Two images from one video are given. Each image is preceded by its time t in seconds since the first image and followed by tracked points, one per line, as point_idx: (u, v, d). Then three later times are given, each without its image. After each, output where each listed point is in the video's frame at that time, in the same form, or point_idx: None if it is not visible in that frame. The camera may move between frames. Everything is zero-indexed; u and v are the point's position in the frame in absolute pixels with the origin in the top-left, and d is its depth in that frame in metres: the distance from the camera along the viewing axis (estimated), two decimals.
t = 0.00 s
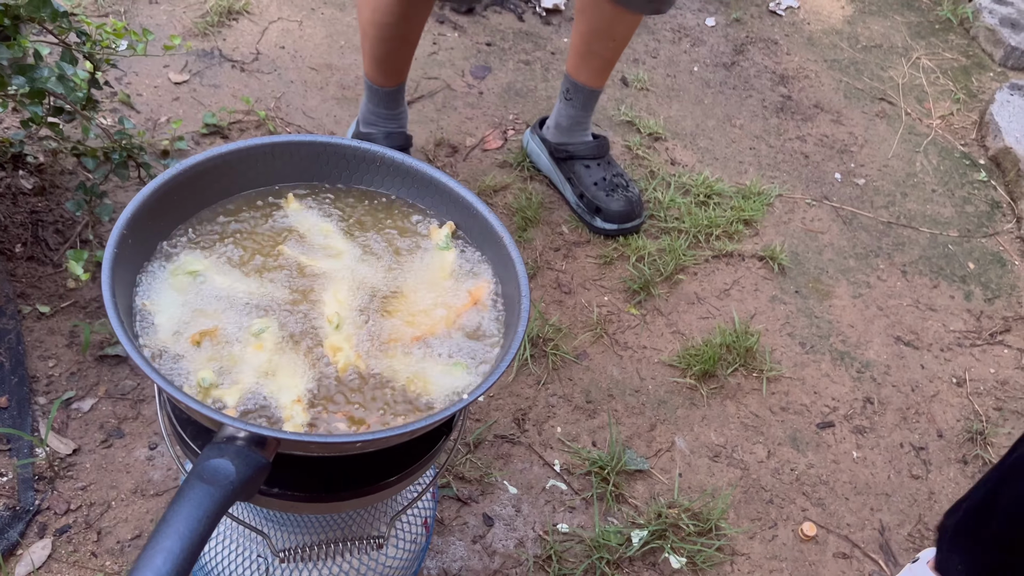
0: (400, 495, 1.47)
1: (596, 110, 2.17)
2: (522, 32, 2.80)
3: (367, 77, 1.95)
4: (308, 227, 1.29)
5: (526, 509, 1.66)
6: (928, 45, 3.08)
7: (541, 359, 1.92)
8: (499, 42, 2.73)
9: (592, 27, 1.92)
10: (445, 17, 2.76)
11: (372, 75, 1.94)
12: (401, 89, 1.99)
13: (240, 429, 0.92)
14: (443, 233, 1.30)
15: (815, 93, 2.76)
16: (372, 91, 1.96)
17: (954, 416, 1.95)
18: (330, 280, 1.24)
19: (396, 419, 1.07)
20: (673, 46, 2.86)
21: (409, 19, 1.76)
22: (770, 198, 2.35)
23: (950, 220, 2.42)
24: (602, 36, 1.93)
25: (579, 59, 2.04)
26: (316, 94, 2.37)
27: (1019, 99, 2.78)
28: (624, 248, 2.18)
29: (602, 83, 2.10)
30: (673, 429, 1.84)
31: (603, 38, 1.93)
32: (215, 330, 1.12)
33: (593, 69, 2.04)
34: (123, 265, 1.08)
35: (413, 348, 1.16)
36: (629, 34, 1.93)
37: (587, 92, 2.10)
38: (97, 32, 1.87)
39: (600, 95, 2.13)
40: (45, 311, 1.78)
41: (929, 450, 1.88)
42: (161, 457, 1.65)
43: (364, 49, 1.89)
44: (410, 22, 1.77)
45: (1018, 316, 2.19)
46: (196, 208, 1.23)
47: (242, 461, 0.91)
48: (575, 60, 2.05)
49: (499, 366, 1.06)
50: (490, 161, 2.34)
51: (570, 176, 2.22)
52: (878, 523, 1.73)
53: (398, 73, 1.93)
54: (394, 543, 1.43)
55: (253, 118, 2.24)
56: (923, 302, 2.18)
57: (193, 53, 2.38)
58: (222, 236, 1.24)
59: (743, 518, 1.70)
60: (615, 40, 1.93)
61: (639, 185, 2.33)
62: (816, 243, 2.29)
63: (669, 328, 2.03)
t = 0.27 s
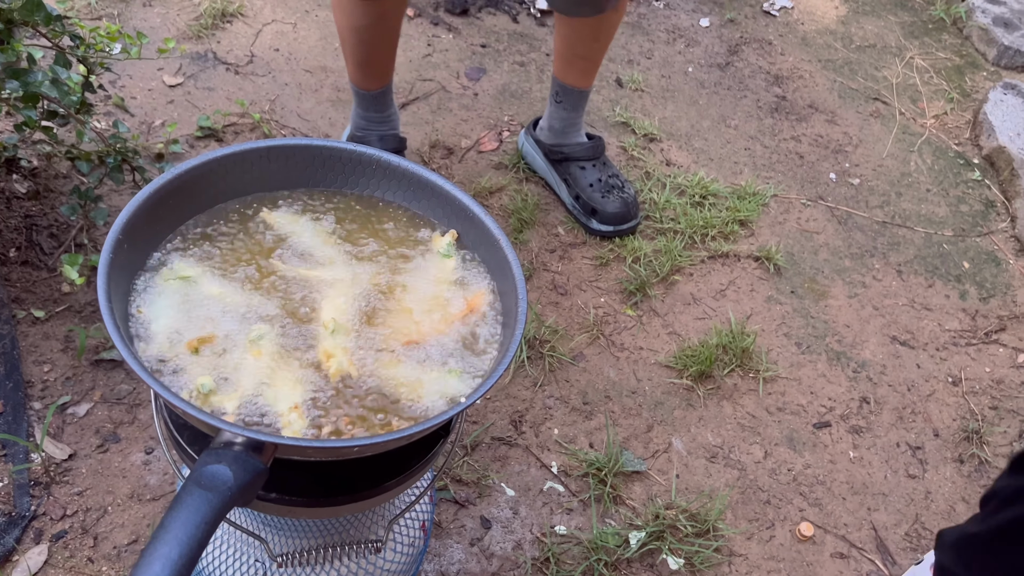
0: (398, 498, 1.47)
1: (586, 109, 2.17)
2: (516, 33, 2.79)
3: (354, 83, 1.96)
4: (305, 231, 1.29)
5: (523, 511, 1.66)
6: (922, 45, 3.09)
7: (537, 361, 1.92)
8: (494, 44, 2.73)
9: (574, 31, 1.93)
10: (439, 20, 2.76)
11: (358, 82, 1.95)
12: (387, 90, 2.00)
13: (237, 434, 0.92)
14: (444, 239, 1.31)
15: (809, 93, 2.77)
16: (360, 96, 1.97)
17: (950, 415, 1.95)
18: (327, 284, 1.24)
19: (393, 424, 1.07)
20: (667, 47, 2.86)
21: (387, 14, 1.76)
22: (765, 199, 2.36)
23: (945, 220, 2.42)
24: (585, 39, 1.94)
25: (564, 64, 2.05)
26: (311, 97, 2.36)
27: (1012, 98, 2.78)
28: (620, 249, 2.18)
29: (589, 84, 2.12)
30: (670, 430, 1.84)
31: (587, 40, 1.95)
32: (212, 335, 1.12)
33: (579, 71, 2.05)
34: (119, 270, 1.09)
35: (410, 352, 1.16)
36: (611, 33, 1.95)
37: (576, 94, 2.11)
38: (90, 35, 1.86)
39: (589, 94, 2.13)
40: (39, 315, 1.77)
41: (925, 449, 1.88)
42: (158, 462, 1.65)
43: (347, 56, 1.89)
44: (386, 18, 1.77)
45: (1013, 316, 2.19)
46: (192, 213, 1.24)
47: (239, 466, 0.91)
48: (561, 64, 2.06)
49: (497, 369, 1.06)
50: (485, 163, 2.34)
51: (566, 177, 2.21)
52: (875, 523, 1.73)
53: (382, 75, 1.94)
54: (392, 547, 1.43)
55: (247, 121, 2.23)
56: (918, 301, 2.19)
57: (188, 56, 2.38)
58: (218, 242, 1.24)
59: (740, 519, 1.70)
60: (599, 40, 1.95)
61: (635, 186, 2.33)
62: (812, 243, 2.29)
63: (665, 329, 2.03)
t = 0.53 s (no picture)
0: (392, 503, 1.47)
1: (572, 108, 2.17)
2: (508, 34, 2.79)
3: (339, 85, 1.96)
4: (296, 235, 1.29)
5: (517, 513, 1.66)
6: (912, 44, 3.10)
7: (530, 362, 1.91)
8: (485, 45, 2.73)
9: (554, 33, 1.93)
10: (431, 21, 2.76)
11: (341, 83, 1.95)
12: (371, 88, 1.99)
13: (229, 439, 0.92)
14: (439, 243, 1.30)
15: (800, 93, 2.77)
16: (346, 96, 1.97)
17: (943, 414, 1.96)
18: (320, 287, 1.23)
19: (386, 427, 1.06)
20: (658, 47, 2.86)
21: (363, 10, 1.75)
22: (756, 199, 2.36)
23: (936, 218, 2.43)
24: (567, 38, 1.93)
25: (547, 65, 2.04)
26: (302, 99, 2.36)
27: (1002, 97, 2.79)
28: (613, 250, 2.18)
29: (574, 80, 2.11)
30: (663, 431, 1.84)
31: (569, 39, 1.94)
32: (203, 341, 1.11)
33: (563, 70, 2.04)
34: (109, 276, 1.09)
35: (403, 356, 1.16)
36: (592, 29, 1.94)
37: (562, 94, 2.10)
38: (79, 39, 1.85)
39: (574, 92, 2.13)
40: (30, 321, 1.76)
41: (918, 448, 1.89)
42: (150, 467, 1.64)
43: (328, 58, 1.89)
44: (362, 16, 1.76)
45: (1004, 314, 2.20)
46: (183, 217, 1.24)
47: (231, 472, 0.91)
48: (542, 66, 2.06)
49: (489, 372, 1.06)
50: (477, 164, 2.34)
51: (560, 181, 2.21)
52: (868, 522, 1.74)
53: (364, 73, 1.94)
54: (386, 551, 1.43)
55: (238, 124, 2.22)
56: (910, 300, 2.19)
57: (178, 59, 2.37)
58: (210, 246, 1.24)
59: (734, 519, 1.70)
60: (581, 38, 1.94)
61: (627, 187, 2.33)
62: (803, 242, 2.30)
63: (658, 330, 2.03)
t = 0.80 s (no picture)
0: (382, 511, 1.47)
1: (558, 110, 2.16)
2: (497, 37, 2.79)
3: (326, 90, 1.96)
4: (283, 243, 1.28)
5: (509, 519, 1.66)
6: (900, 44, 3.10)
7: (522, 367, 1.91)
8: (474, 48, 2.72)
9: (533, 33, 1.93)
10: (419, 25, 2.75)
11: (327, 86, 1.94)
12: (358, 92, 1.98)
13: (216, 453, 0.91)
14: (430, 252, 1.30)
15: (789, 94, 2.78)
16: (333, 101, 1.97)
17: (933, 414, 1.96)
18: (307, 297, 1.23)
19: (375, 438, 1.06)
20: (647, 49, 2.86)
21: (344, 11, 1.75)
22: (746, 201, 2.36)
23: (925, 218, 2.44)
24: (547, 37, 1.93)
25: (529, 67, 2.04)
26: (290, 104, 2.34)
27: (990, 96, 2.80)
28: (603, 253, 2.18)
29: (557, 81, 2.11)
30: (655, 434, 1.84)
31: (549, 38, 1.94)
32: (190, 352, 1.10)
33: (546, 71, 2.04)
34: (94, 287, 1.08)
35: (391, 365, 1.15)
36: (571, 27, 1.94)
37: (547, 95, 2.10)
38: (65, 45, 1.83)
39: (559, 93, 2.13)
40: (17, 330, 1.75)
41: (909, 448, 1.89)
42: (139, 476, 1.62)
43: (313, 63, 1.89)
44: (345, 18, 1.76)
45: (993, 313, 2.21)
46: (168, 227, 1.23)
47: (219, 486, 0.90)
48: (523, 69, 2.06)
49: (478, 381, 1.06)
50: (467, 168, 2.33)
51: (552, 183, 2.20)
52: (860, 523, 1.74)
53: (350, 76, 1.93)
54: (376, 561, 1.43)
55: (226, 129, 2.21)
56: (900, 300, 2.20)
57: (165, 64, 2.35)
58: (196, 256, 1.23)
59: (726, 522, 1.70)
60: (561, 37, 1.94)
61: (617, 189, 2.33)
62: (793, 244, 2.30)
63: (649, 333, 2.03)
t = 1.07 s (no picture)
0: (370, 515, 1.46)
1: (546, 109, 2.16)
2: (484, 37, 2.78)
3: (311, 92, 1.94)
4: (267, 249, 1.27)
5: (499, 521, 1.65)
6: (887, 42, 3.11)
7: (510, 368, 1.90)
8: (462, 48, 2.71)
9: (516, 30, 1.93)
10: (406, 25, 2.74)
11: (311, 89, 1.93)
12: (344, 94, 1.97)
13: (198, 460, 0.90)
14: (418, 259, 1.29)
15: (777, 93, 2.78)
16: (319, 103, 1.95)
17: (922, 412, 1.97)
18: (292, 302, 1.22)
19: (361, 443, 1.05)
20: (635, 49, 2.86)
21: (328, 12, 1.74)
22: (734, 200, 2.36)
23: (913, 216, 2.44)
24: (531, 33, 1.93)
25: (514, 65, 2.03)
26: (277, 106, 2.33)
27: (976, 94, 2.81)
28: (592, 253, 2.18)
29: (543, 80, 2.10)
30: (644, 434, 1.84)
31: (533, 35, 1.94)
32: (172, 359, 1.09)
33: (531, 70, 2.04)
34: (76, 294, 1.06)
35: (377, 370, 1.15)
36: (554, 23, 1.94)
37: (533, 94, 2.09)
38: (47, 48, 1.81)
39: (545, 92, 2.12)
40: (1, 336, 1.73)
41: (898, 446, 1.89)
42: (126, 482, 1.61)
43: (298, 65, 1.88)
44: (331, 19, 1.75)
45: (980, 311, 2.21)
46: (150, 232, 1.21)
47: (201, 494, 0.90)
48: (508, 68, 2.05)
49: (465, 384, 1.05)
50: (455, 169, 2.32)
51: (541, 183, 2.20)
52: (849, 522, 1.74)
53: (336, 79, 1.92)
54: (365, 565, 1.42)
55: (212, 131, 2.19)
56: (888, 298, 2.20)
57: (150, 67, 2.34)
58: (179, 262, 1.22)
59: (716, 522, 1.70)
60: (544, 33, 1.94)
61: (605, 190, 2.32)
62: (782, 243, 2.30)
63: (638, 333, 2.02)
